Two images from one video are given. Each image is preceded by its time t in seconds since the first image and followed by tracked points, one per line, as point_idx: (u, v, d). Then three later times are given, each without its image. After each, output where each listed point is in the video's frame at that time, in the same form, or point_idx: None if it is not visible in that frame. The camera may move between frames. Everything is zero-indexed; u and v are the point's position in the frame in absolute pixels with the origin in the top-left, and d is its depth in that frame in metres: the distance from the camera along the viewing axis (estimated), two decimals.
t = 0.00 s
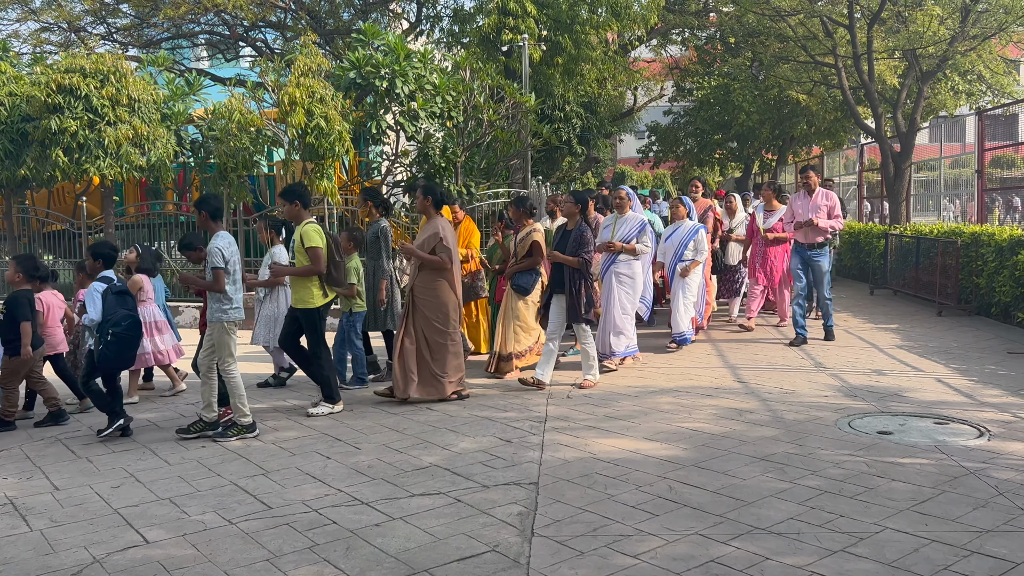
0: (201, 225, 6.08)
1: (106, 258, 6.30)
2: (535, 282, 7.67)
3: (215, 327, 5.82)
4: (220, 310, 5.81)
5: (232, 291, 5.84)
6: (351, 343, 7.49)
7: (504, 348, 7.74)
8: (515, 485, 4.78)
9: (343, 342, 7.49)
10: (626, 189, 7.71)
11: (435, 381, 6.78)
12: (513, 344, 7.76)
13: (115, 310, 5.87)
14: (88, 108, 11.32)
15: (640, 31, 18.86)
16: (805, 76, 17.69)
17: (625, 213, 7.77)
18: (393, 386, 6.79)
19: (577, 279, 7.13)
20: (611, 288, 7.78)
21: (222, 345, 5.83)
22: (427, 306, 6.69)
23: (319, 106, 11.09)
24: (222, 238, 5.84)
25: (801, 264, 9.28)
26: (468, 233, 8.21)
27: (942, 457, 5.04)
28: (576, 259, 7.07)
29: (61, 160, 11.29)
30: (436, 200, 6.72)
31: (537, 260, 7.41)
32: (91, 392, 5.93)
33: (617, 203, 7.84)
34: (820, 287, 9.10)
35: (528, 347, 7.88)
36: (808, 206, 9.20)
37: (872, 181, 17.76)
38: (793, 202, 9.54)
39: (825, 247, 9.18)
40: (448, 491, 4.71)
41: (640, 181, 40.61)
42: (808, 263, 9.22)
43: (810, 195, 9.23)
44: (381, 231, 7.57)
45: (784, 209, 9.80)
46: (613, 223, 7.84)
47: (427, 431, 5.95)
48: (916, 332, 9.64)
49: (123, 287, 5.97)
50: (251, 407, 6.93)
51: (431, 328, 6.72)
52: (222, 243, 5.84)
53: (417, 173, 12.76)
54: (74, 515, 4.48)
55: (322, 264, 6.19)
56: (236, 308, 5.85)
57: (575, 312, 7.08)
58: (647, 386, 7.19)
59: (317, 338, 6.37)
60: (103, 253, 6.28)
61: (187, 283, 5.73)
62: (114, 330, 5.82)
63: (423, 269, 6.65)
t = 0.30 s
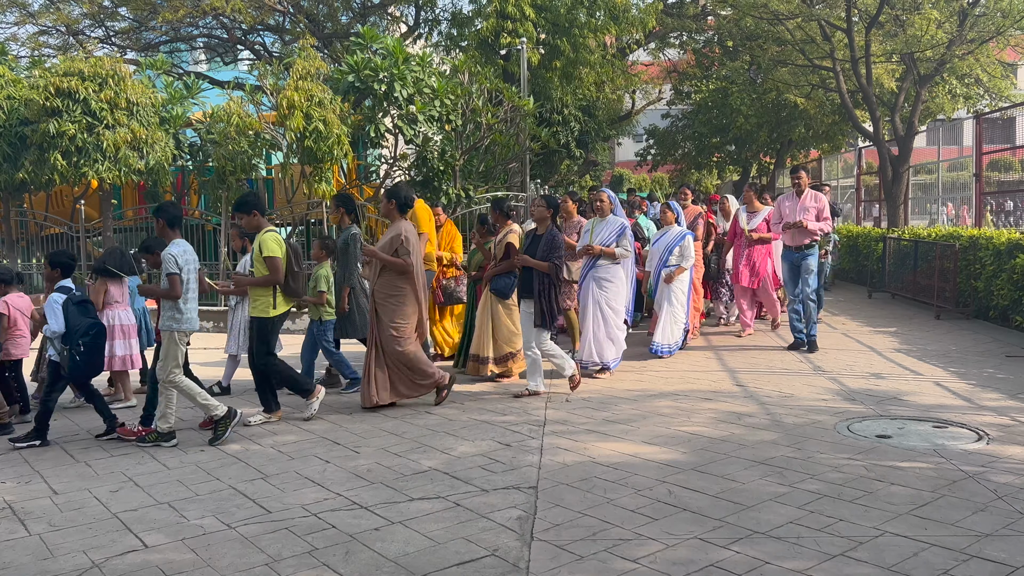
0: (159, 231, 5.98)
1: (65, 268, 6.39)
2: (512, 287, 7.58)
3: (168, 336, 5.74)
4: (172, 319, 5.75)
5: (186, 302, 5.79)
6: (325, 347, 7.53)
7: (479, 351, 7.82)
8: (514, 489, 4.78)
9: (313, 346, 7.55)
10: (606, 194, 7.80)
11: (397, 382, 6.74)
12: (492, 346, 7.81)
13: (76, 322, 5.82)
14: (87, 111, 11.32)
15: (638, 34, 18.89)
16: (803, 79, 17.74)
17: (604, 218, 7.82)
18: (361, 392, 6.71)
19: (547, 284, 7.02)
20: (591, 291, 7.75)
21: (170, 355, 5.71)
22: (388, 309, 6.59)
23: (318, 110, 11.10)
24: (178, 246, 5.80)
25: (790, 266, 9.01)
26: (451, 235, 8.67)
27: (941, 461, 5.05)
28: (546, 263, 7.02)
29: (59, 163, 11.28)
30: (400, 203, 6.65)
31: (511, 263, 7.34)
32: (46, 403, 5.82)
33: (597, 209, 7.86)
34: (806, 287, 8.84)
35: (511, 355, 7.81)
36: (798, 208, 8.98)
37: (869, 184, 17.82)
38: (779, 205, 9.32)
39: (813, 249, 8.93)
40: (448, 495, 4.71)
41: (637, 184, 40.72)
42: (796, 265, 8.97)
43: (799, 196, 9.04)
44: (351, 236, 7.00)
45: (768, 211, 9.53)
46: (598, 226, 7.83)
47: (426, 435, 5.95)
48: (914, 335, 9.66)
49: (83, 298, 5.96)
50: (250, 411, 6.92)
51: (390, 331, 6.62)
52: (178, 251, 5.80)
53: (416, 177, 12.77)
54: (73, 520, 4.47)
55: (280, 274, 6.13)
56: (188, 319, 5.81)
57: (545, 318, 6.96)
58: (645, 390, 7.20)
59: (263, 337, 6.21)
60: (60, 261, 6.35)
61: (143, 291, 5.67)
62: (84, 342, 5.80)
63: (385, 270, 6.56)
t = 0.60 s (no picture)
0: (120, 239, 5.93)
1: (24, 271, 6.13)
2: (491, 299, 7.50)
3: (123, 343, 5.66)
4: (130, 325, 5.68)
5: (146, 306, 5.70)
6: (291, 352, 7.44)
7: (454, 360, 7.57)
8: (514, 496, 4.77)
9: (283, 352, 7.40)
10: (582, 202, 7.49)
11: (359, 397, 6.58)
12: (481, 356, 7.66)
13: (39, 326, 5.90)
14: (85, 117, 11.32)
15: (636, 40, 18.91)
16: (801, 85, 17.78)
17: (580, 225, 7.50)
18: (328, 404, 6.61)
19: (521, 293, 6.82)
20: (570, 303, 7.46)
21: (118, 358, 5.63)
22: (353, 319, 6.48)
23: (317, 116, 11.10)
24: (138, 252, 5.72)
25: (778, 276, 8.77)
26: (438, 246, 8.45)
27: (940, 467, 5.05)
28: (520, 272, 6.82)
29: (58, 170, 11.28)
30: (367, 210, 6.55)
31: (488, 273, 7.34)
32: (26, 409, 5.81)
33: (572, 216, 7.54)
34: (792, 299, 8.57)
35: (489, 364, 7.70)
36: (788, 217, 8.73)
37: (867, 189, 17.86)
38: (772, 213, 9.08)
39: (805, 258, 8.71)
40: (447, 502, 4.70)
41: (635, 190, 40.80)
42: (786, 276, 8.70)
43: (790, 206, 8.77)
44: (326, 241, 7.41)
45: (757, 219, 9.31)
46: (570, 235, 7.55)
47: (426, 442, 5.95)
48: (913, 340, 9.66)
49: (43, 303, 6.03)
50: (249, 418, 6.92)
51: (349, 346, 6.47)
52: (137, 255, 5.71)
53: (415, 183, 12.81)
54: (72, 527, 4.47)
55: (242, 278, 6.07)
56: (147, 324, 5.70)
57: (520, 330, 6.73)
58: (644, 396, 7.19)
59: (218, 342, 6.13)
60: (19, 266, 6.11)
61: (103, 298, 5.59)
62: (47, 346, 5.87)
63: (355, 279, 6.49)
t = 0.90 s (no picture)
0: (73, 253, 5.91)
1: None
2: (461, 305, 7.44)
3: (72, 357, 5.63)
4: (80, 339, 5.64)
5: (94, 322, 5.67)
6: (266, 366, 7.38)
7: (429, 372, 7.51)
8: (512, 507, 4.77)
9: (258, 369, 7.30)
10: (550, 211, 7.25)
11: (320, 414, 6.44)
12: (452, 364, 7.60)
13: None
14: (83, 127, 11.34)
15: (633, 49, 18.95)
16: (798, 93, 17.83)
17: (550, 235, 7.26)
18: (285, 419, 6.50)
19: (491, 305, 6.77)
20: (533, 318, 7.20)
21: (68, 373, 5.63)
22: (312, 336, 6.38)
23: (315, 125, 11.11)
24: (86, 266, 5.65)
25: (769, 284, 8.61)
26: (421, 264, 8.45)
27: (938, 477, 5.04)
28: (490, 283, 6.76)
29: (56, 180, 11.28)
30: (328, 224, 6.58)
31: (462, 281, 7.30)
32: None
33: (541, 224, 7.29)
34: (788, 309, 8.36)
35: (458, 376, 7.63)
36: (779, 222, 8.63)
37: (865, 198, 17.90)
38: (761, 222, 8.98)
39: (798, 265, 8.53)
40: (445, 514, 4.69)
41: (633, 198, 40.85)
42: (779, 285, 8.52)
43: (782, 211, 8.66)
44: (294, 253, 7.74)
45: (744, 228, 9.21)
46: (541, 246, 7.35)
47: (423, 452, 5.95)
48: (910, 349, 9.66)
49: None
50: (247, 428, 6.91)
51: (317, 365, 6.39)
52: (85, 272, 5.65)
53: (413, 192, 12.83)
54: (69, 540, 4.45)
55: (194, 292, 6.00)
56: (93, 340, 5.67)
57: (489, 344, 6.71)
58: (642, 405, 7.19)
59: (186, 356, 6.05)
60: None
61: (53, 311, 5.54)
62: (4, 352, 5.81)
63: (309, 295, 6.39)
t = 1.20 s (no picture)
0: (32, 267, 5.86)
1: None
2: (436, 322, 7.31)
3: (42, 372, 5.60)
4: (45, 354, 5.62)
5: (56, 335, 5.63)
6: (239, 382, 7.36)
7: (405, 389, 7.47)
8: (511, 523, 4.77)
9: (224, 385, 7.33)
10: (523, 226, 7.20)
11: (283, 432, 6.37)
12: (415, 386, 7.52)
13: None
14: (82, 142, 11.38)
15: (630, 61, 19.03)
16: (794, 105, 17.91)
17: (523, 250, 7.23)
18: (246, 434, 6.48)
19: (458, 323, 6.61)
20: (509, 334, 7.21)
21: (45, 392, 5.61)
22: (275, 352, 6.31)
23: (313, 139, 11.14)
24: (40, 281, 5.62)
25: (757, 300, 8.33)
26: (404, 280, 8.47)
27: (937, 491, 5.05)
28: (455, 301, 6.62)
29: (55, 194, 11.30)
30: (288, 238, 6.39)
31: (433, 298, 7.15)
32: None
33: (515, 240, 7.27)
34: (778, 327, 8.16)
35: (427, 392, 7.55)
36: (765, 238, 8.36)
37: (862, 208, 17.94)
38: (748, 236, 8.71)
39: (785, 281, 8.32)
40: (444, 530, 4.69)
41: (631, 208, 40.93)
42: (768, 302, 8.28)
43: (766, 226, 8.45)
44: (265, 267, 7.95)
45: (731, 241, 9.07)
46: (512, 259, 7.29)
47: (422, 467, 5.94)
48: (908, 360, 9.66)
49: None
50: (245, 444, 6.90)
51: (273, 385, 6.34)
52: (40, 287, 5.61)
53: (411, 205, 12.86)
54: (67, 558, 4.45)
55: (153, 313, 5.88)
56: (60, 353, 5.66)
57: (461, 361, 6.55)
58: (641, 419, 7.19)
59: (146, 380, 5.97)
60: None
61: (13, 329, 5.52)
62: None
63: (268, 313, 6.32)
